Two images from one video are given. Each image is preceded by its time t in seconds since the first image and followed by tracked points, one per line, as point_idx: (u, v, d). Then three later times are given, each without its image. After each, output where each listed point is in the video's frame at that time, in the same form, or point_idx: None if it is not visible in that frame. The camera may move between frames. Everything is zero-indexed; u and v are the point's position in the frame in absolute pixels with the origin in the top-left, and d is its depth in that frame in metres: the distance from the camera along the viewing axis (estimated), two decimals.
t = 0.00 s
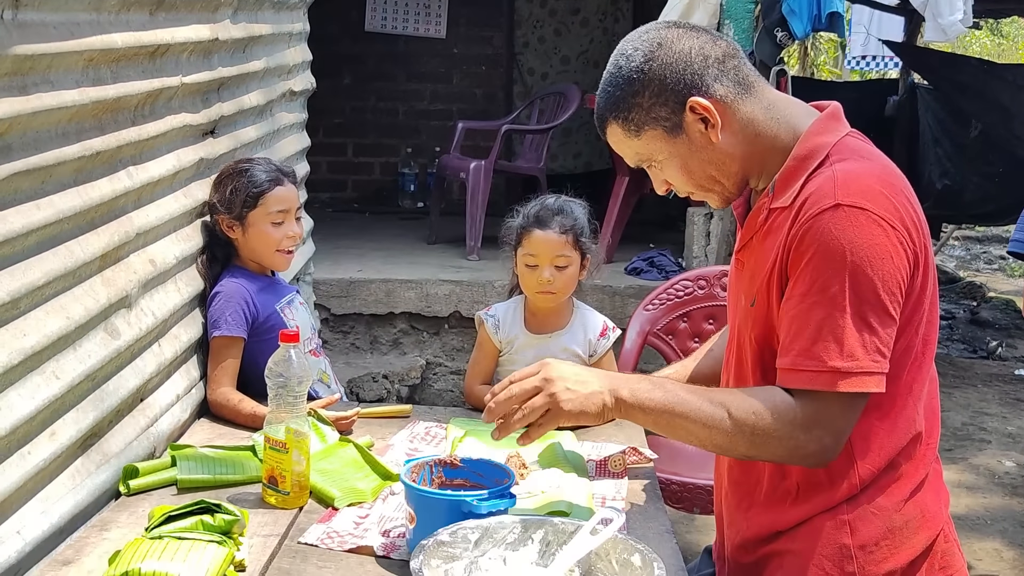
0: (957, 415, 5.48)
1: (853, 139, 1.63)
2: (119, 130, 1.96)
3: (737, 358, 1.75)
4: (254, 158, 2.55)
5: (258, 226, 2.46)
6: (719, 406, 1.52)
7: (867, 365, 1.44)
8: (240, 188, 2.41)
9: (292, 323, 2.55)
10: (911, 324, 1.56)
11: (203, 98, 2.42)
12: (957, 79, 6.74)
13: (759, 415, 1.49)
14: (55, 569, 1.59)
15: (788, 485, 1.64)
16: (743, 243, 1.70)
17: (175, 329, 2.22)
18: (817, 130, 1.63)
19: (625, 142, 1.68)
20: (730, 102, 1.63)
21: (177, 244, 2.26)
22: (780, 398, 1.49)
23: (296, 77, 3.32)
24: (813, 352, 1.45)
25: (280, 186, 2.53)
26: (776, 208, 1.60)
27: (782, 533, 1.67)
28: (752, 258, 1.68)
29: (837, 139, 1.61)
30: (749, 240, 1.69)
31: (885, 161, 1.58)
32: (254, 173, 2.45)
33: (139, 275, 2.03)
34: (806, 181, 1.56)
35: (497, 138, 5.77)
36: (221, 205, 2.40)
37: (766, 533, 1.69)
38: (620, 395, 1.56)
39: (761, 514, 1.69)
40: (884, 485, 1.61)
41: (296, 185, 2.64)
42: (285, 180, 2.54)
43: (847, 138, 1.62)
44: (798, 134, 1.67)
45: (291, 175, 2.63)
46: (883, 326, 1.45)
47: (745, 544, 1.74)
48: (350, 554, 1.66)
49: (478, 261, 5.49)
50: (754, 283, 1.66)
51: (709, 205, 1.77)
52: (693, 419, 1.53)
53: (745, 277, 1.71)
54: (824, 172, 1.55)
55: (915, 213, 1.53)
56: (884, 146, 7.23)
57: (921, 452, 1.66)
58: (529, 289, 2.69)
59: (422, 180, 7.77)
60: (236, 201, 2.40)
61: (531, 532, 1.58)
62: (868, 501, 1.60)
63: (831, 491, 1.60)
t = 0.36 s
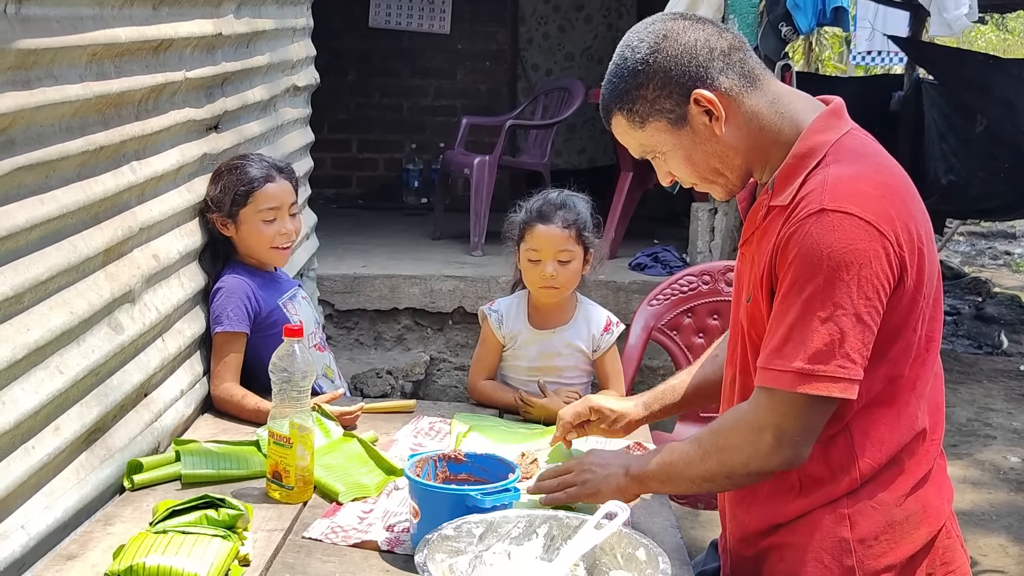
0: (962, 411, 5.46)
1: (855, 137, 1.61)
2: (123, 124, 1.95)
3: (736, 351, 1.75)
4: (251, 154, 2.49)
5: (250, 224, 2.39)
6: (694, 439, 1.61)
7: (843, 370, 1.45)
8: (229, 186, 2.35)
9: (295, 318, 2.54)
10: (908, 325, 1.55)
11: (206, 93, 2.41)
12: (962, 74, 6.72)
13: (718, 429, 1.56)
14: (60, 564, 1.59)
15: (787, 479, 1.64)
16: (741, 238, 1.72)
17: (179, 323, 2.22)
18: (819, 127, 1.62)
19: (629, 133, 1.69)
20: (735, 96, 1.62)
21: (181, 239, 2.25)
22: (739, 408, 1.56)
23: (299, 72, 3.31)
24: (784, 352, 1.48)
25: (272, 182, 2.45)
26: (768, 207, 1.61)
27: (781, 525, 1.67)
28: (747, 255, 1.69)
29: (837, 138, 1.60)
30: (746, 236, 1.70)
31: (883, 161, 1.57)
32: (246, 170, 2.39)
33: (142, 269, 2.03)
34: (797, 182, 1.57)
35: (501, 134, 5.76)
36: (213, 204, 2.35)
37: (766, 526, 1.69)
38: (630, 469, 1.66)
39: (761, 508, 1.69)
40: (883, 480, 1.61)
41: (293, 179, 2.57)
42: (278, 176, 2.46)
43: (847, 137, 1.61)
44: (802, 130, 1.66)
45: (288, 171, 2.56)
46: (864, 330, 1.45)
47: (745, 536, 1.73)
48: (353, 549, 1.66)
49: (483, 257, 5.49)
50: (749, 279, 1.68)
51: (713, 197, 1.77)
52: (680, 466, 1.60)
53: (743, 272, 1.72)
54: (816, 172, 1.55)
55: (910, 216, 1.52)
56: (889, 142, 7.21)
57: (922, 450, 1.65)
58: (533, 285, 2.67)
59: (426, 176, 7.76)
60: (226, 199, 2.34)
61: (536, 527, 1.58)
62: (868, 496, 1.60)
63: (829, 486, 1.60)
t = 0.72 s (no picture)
0: (963, 409, 5.46)
1: (855, 135, 1.62)
2: (125, 123, 1.96)
3: (731, 344, 1.77)
4: (254, 153, 2.50)
5: (254, 223, 2.39)
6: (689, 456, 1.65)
7: (828, 367, 1.47)
8: (234, 184, 2.35)
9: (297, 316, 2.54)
10: (905, 324, 1.56)
11: (209, 92, 2.42)
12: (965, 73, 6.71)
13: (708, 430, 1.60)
14: (63, 561, 1.60)
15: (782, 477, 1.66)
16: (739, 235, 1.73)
17: (181, 322, 2.23)
18: (818, 125, 1.62)
19: (630, 133, 1.69)
20: (736, 95, 1.63)
21: (184, 238, 2.26)
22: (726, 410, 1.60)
23: (301, 72, 3.32)
24: (770, 346, 1.50)
25: (276, 181, 2.44)
26: (765, 203, 1.62)
27: (776, 522, 1.68)
28: (744, 251, 1.71)
29: (836, 136, 1.60)
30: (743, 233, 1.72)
31: (880, 160, 1.58)
32: (250, 168, 2.38)
33: (145, 268, 2.03)
34: (793, 179, 1.58)
35: (502, 133, 5.76)
36: (217, 202, 2.36)
37: (760, 522, 1.70)
38: (640, 506, 1.69)
39: (755, 504, 1.71)
40: (877, 478, 1.62)
41: (296, 179, 2.57)
42: (282, 176, 2.46)
43: (847, 135, 1.61)
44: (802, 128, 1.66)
45: (291, 171, 2.56)
46: (853, 328, 1.47)
47: (741, 532, 1.75)
48: (355, 546, 1.66)
49: (485, 256, 5.49)
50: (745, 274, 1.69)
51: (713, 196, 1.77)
52: (680, 484, 1.63)
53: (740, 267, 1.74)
54: (812, 170, 1.56)
55: (906, 215, 1.53)
56: (891, 141, 7.21)
57: (918, 449, 1.66)
58: (534, 286, 2.68)
59: (428, 175, 7.76)
60: (230, 197, 2.34)
61: (537, 524, 1.58)
62: (862, 494, 1.61)
63: (822, 484, 1.61)
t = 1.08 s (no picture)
0: (963, 406, 5.47)
1: (853, 130, 1.62)
2: (125, 118, 1.97)
3: (729, 336, 1.77)
4: (252, 148, 2.50)
5: (253, 219, 2.39)
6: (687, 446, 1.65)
7: (826, 361, 1.48)
8: (231, 180, 2.36)
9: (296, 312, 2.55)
10: (903, 318, 1.56)
11: (208, 88, 2.42)
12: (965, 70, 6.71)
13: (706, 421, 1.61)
14: (62, 553, 1.60)
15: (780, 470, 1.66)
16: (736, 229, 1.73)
17: (181, 317, 2.23)
18: (817, 119, 1.62)
19: (629, 131, 1.69)
20: (736, 91, 1.63)
21: (183, 233, 2.27)
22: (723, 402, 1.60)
23: (301, 68, 3.33)
24: (768, 338, 1.51)
25: (274, 177, 2.44)
26: (763, 197, 1.63)
27: (774, 516, 1.68)
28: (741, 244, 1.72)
29: (836, 130, 1.60)
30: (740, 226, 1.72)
31: (879, 154, 1.58)
32: (248, 164, 2.39)
33: (144, 263, 2.04)
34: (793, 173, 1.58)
35: (502, 131, 5.76)
36: (215, 198, 2.36)
37: (759, 515, 1.70)
38: (637, 499, 1.70)
39: (753, 497, 1.71)
40: (875, 471, 1.62)
41: (294, 175, 2.57)
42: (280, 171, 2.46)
43: (846, 129, 1.62)
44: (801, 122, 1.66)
45: (289, 167, 2.56)
46: (851, 322, 1.48)
47: (739, 526, 1.75)
48: (353, 539, 1.67)
49: (485, 253, 5.50)
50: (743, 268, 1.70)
51: (711, 190, 1.78)
52: (676, 476, 1.63)
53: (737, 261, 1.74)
54: (812, 163, 1.57)
55: (906, 209, 1.54)
56: (891, 139, 7.21)
57: (915, 442, 1.66)
58: (534, 280, 2.67)
59: (429, 173, 7.77)
60: (228, 193, 2.35)
61: (535, 516, 1.59)
62: (860, 488, 1.62)
63: (820, 476, 1.62)
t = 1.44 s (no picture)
0: (961, 404, 5.49)
1: (848, 125, 1.64)
2: (129, 114, 1.99)
3: (726, 329, 1.79)
4: (254, 145, 2.53)
5: (254, 214, 2.41)
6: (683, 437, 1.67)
7: (820, 352, 1.50)
8: (232, 176, 2.38)
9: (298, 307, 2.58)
10: (896, 309, 1.58)
11: (210, 85, 2.45)
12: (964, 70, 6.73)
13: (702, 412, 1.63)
14: (68, 541, 1.63)
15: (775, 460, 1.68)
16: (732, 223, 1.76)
17: (184, 311, 2.26)
18: (812, 114, 1.64)
19: (626, 127, 1.71)
20: (732, 87, 1.65)
21: (186, 228, 2.29)
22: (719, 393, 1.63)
23: (302, 66, 3.35)
24: (763, 330, 1.53)
25: (274, 172, 2.46)
26: (759, 191, 1.65)
27: (770, 506, 1.70)
28: (737, 239, 1.74)
29: (830, 125, 1.63)
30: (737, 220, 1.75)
31: (873, 148, 1.60)
32: (249, 160, 2.41)
33: (148, 257, 2.07)
34: (789, 167, 1.60)
35: (502, 129, 5.79)
36: (217, 193, 2.39)
37: (755, 505, 1.72)
38: (634, 489, 1.72)
39: (750, 488, 1.73)
40: (869, 461, 1.64)
41: (295, 171, 2.59)
42: (281, 167, 2.48)
43: (840, 124, 1.64)
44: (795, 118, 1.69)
45: (290, 163, 2.58)
46: (845, 314, 1.50)
47: (736, 516, 1.76)
48: (355, 527, 1.69)
49: (485, 251, 5.52)
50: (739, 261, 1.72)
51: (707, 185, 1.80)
52: (673, 466, 1.66)
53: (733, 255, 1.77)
54: (808, 157, 1.58)
55: (899, 202, 1.56)
56: (890, 138, 7.23)
57: (909, 433, 1.68)
58: (530, 275, 2.69)
59: (429, 172, 7.79)
60: (229, 188, 2.37)
61: (533, 505, 1.61)
62: (855, 477, 1.64)
63: (816, 467, 1.64)
